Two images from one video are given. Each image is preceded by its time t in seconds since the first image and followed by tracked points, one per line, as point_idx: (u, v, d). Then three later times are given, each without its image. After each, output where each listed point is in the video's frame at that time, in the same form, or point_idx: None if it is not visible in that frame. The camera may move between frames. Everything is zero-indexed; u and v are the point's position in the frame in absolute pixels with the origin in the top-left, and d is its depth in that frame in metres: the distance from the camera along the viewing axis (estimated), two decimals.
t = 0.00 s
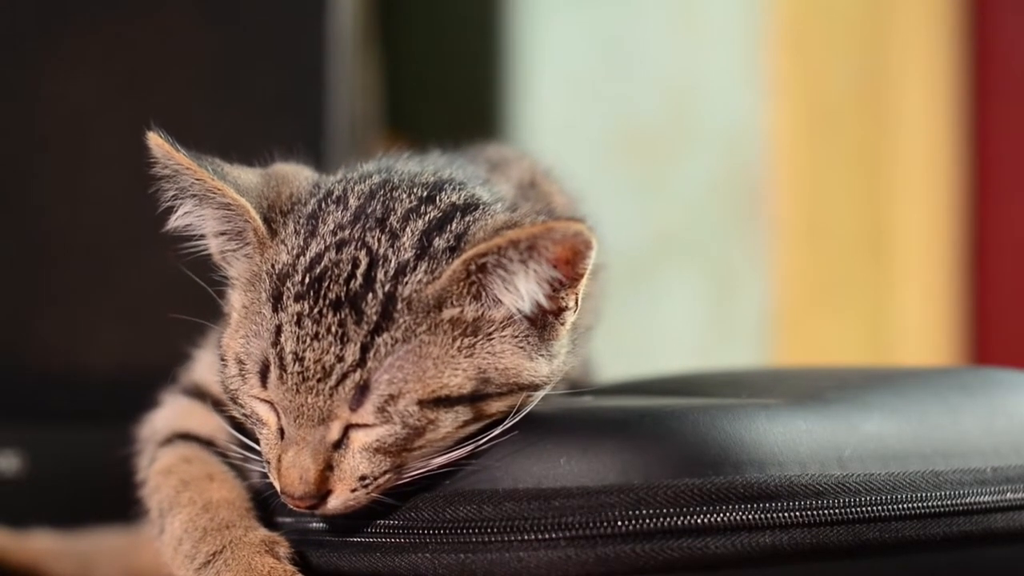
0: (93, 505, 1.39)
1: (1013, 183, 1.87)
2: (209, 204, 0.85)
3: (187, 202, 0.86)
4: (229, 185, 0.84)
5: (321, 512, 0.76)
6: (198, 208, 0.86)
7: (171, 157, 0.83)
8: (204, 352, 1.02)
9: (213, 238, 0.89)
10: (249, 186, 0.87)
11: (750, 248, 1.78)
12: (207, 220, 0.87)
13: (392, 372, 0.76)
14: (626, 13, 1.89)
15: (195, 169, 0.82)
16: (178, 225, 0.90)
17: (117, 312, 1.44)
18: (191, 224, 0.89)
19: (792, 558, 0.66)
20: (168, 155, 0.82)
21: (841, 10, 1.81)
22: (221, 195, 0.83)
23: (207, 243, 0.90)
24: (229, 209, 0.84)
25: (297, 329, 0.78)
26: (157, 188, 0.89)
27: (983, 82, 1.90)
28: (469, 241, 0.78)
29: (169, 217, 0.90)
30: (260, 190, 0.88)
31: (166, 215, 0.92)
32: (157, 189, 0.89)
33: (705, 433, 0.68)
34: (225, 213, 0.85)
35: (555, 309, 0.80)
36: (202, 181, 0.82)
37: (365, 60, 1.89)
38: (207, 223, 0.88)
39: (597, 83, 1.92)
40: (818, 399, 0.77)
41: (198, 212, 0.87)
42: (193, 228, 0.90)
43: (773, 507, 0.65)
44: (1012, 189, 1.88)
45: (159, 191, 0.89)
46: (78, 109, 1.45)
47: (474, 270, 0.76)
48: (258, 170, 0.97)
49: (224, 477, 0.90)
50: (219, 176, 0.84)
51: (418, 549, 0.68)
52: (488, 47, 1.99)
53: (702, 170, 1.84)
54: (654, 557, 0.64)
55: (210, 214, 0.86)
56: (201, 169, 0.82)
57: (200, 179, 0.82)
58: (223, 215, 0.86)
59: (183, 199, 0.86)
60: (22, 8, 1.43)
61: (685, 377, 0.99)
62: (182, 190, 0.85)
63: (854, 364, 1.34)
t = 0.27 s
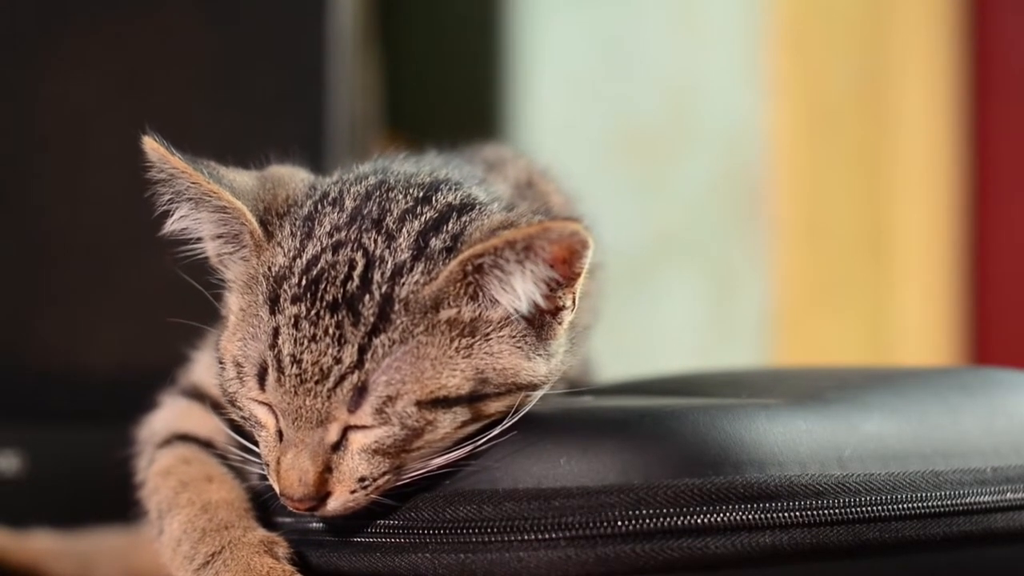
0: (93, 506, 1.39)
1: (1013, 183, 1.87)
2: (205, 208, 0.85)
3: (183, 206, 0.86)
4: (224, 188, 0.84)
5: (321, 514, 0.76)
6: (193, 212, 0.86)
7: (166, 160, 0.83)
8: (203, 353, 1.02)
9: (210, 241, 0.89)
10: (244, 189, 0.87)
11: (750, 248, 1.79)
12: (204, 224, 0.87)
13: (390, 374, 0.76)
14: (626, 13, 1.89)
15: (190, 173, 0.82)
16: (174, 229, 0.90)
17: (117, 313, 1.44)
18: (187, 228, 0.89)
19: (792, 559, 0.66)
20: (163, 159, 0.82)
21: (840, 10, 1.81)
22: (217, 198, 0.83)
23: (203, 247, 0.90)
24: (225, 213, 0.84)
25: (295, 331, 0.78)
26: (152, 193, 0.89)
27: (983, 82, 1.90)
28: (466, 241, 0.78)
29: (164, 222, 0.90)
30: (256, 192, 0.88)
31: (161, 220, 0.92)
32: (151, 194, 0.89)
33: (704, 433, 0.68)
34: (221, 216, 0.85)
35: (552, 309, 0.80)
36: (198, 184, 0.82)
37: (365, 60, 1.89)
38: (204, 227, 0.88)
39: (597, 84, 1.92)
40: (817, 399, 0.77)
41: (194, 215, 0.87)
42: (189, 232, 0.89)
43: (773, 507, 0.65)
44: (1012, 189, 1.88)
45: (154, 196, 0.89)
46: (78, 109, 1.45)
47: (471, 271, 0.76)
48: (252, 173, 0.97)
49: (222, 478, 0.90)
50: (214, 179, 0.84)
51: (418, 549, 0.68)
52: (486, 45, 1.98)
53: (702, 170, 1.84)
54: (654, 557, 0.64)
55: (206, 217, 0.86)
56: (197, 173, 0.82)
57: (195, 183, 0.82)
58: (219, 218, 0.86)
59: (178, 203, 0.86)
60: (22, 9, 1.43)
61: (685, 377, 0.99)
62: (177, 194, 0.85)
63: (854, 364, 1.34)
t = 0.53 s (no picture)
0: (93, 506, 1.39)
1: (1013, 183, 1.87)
2: (202, 210, 0.85)
3: (179, 209, 0.86)
4: (220, 191, 0.83)
5: (320, 515, 0.76)
6: (190, 215, 0.86)
7: (162, 164, 0.82)
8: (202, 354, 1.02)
9: (207, 243, 0.89)
10: (241, 191, 0.86)
11: (750, 248, 1.79)
12: (201, 226, 0.87)
13: (387, 376, 0.76)
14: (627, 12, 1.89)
15: (186, 176, 0.82)
16: (171, 232, 0.89)
17: (116, 313, 1.44)
18: (184, 231, 0.89)
19: (792, 559, 0.66)
20: (159, 163, 0.82)
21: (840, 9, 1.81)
22: (213, 201, 0.83)
23: (201, 249, 0.90)
24: (222, 215, 0.84)
25: (292, 333, 0.78)
26: (148, 196, 0.89)
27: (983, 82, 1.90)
28: (463, 242, 0.78)
29: (161, 224, 0.90)
30: (253, 194, 0.87)
31: (158, 223, 0.92)
32: (147, 197, 0.89)
33: (703, 433, 0.68)
34: (218, 219, 0.85)
35: (549, 309, 0.80)
36: (194, 187, 0.82)
37: (365, 61, 1.89)
38: (201, 229, 0.88)
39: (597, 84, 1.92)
40: (817, 399, 0.77)
41: (191, 218, 0.87)
42: (186, 235, 0.89)
43: (773, 507, 0.65)
44: (1012, 189, 1.88)
45: (150, 199, 0.88)
46: (78, 109, 1.45)
47: (468, 271, 0.76)
48: (249, 174, 0.96)
49: (222, 479, 0.90)
50: (210, 182, 0.84)
51: (418, 550, 0.68)
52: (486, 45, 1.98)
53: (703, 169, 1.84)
54: (654, 557, 0.64)
55: (202, 220, 0.86)
56: (193, 176, 0.82)
57: (191, 186, 0.82)
58: (215, 221, 0.86)
59: (174, 207, 0.86)
60: (21, 9, 1.43)
61: (684, 377, 0.99)
62: (174, 197, 0.85)
63: (854, 364, 1.34)
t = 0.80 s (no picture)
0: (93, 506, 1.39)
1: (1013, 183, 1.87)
2: (199, 213, 0.85)
3: (176, 212, 0.86)
4: (218, 193, 0.83)
5: (320, 516, 0.76)
6: (188, 217, 0.86)
7: (159, 166, 0.82)
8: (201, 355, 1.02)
9: (206, 245, 0.89)
10: (238, 193, 0.86)
11: (750, 248, 1.80)
12: (198, 228, 0.87)
13: (386, 377, 0.76)
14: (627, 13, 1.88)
15: (184, 178, 0.82)
16: (168, 234, 0.89)
17: (116, 314, 1.44)
18: (182, 233, 0.89)
19: (792, 559, 0.66)
20: (156, 165, 0.82)
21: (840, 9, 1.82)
22: (211, 203, 0.83)
23: (199, 252, 0.90)
24: (219, 217, 0.84)
25: (290, 335, 0.78)
26: (146, 199, 0.89)
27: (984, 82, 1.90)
28: (460, 242, 0.78)
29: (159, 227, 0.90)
30: (251, 196, 0.87)
31: (156, 225, 0.92)
32: (145, 200, 0.89)
33: (703, 433, 0.68)
34: (215, 220, 0.85)
35: (547, 309, 0.80)
36: (192, 190, 0.82)
37: (365, 61, 1.89)
38: (199, 231, 0.88)
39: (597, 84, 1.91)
40: (817, 399, 0.77)
41: (189, 220, 0.86)
42: (184, 237, 0.89)
43: (773, 507, 0.65)
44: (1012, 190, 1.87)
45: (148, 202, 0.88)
46: (78, 109, 1.45)
47: (465, 272, 0.76)
48: (247, 176, 0.96)
49: (221, 479, 0.90)
50: (208, 184, 0.84)
51: (417, 550, 0.68)
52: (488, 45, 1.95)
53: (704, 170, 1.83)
54: (654, 557, 0.64)
55: (200, 222, 0.86)
56: (190, 178, 0.82)
57: (189, 188, 0.82)
58: (213, 223, 0.85)
59: (172, 209, 0.86)
60: (21, 9, 1.43)
61: (684, 377, 0.99)
62: (171, 200, 0.85)
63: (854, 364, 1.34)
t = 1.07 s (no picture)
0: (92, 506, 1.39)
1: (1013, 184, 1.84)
2: (197, 214, 0.85)
3: (174, 214, 0.86)
4: (215, 195, 0.83)
5: (319, 518, 0.75)
6: (185, 219, 0.86)
7: (156, 168, 0.82)
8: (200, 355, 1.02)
9: (203, 247, 0.89)
10: (236, 194, 0.86)
11: (749, 249, 1.80)
12: (196, 230, 0.87)
13: (384, 378, 0.76)
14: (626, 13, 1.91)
15: (181, 180, 0.82)
16: (166, 236, 0.89)
17: (115, 314, 1.44)
18: (180, 235, 0.89)
19: (792, 559, 0.66)
20: (153, 167, 0.82)
21: (839, 9, 1.81)
22: (208, 205, 0.83)
23: (197, 253, 0.90)
24: (217, 219, 0.84)
25: (289, 336, 0.78)
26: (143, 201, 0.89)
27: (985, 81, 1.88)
28: (457, 242, 0.78)
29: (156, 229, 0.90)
30: (248, 198, 0.87)
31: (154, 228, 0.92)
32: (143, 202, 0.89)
33: (703, 433, 0.68)
34: (213, 222, 0.85)
35: (544, 309, 0.80)
36: (189, 192, 0.82)
37: (365, 61, 1.89)
38: (197, 233, 0.88)
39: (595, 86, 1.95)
40: (817, 399, 0.77)
41: (186, 222, 0.86)
42: (182, 239, 0.89)
43: (772, 507, 0.65)
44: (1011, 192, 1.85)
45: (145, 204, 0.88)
46: (79, 110, 1.45)
47: (463, 273, 0.76)
48: (244, 178, 0.96)
49: (220, 480, 0.90)
50: (205, 186, 0.84)
51: (417, 550, 0.68)
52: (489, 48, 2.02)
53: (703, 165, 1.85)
54: (654, 557, 0.64)
55: (198, 224, 0.86)
56: (187, 180, 0.82)
57: (186, 190, 0.82)
58: (211, 224, 0.85)
59: (169, 211, 0.86)
60: (21, 10, 1.43)
61: (683, 377, 0.99)
62: (169, 202, 0.85)
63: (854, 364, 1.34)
